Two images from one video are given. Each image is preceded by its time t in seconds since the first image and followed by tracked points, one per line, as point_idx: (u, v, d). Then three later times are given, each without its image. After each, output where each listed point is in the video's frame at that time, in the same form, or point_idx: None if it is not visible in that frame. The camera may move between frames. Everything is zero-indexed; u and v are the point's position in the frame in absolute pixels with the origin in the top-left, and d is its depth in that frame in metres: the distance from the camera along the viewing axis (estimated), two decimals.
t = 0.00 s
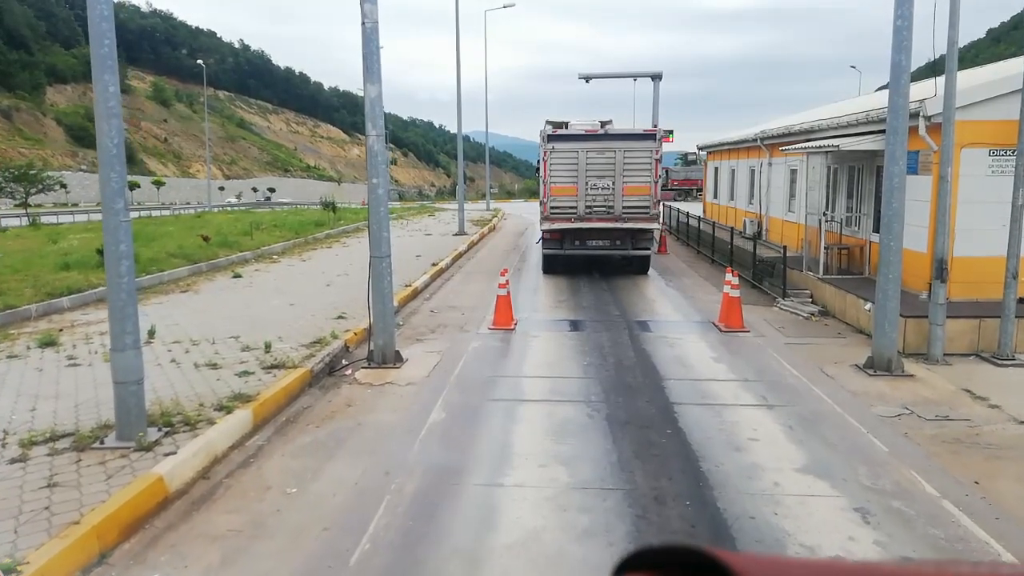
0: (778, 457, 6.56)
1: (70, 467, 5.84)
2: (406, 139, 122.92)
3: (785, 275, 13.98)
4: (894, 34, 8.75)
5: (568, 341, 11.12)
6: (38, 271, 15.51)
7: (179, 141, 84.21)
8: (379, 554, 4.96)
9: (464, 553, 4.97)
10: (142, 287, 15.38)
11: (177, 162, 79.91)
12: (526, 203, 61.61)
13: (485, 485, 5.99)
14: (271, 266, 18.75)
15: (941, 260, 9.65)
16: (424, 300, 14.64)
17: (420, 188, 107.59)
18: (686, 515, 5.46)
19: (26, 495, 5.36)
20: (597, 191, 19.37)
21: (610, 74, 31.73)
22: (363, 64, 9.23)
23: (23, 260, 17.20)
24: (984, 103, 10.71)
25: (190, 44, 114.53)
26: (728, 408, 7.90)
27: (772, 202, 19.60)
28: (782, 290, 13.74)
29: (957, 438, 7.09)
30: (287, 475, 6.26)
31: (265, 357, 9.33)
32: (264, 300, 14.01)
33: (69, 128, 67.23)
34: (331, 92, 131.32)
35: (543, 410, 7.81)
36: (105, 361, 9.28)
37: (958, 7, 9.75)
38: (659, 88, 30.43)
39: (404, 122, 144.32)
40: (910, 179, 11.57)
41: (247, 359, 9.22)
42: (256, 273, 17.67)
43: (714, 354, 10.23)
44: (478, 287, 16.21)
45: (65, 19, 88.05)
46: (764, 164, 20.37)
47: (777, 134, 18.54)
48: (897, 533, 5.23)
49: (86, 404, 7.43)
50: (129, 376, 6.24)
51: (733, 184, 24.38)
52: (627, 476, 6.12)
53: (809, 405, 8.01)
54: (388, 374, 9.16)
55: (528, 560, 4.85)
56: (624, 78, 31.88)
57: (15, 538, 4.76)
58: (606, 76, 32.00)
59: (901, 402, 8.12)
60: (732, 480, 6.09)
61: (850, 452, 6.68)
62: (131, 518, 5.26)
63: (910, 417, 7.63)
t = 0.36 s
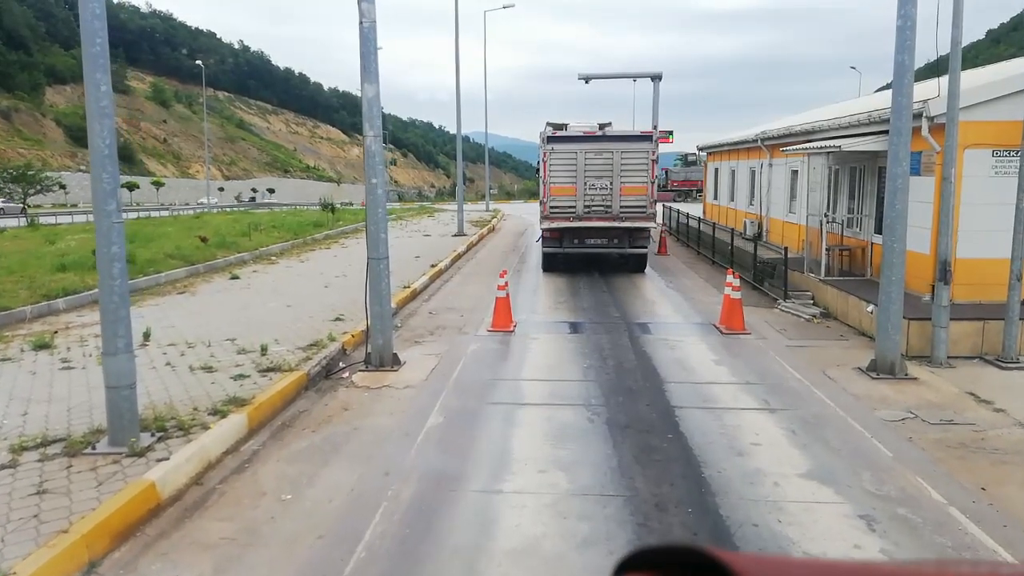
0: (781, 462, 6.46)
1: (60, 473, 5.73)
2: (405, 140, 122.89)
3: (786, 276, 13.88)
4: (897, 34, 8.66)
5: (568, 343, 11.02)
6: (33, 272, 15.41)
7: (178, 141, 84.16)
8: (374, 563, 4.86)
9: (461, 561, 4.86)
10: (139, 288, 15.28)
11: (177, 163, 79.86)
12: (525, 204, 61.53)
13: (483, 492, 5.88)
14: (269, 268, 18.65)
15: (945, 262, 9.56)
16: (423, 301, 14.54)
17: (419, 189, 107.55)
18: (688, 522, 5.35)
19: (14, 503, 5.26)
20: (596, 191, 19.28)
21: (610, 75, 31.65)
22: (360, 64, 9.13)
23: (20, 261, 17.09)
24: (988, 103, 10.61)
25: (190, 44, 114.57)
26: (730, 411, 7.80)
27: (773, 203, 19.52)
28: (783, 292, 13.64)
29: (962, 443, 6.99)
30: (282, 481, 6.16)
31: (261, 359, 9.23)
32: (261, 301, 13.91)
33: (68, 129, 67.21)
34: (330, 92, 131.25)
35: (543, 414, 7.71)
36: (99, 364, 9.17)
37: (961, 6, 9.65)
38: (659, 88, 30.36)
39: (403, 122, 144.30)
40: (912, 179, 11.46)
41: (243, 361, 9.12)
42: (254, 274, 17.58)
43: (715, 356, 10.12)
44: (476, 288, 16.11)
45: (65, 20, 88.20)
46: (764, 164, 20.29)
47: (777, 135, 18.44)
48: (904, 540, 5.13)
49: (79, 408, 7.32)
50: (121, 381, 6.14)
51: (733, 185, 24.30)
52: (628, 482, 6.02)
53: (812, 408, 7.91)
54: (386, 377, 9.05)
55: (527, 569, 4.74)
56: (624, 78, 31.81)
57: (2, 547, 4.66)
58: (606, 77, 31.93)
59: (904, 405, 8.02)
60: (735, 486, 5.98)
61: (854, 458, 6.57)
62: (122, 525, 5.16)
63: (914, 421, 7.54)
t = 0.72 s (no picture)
0: (786, 468, 6.33)
1: (49, 480, 5.60)
2: (405, 140, 122.78)
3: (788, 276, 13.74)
4: (903, 31, 8.53)
5: (568, 345, 10.89)
6: (29, 273, 15.26)
7: (178, 141, 84.05)
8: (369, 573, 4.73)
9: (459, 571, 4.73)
10: (135, 289, 15.14)
11: (177, 162, 79.75)
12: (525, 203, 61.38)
13: (482, 499, 5.76)
14: (267, 268, 18.51)
15: (950, 262, 9.43)
16: (422, 302, 14.42)
17: (419, 189, 107.39)
18: (692, 531, 5.22)
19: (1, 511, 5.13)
20: (594, 189, 19.19)
21: (610, 74, 31.52)
22: (358, 62, 9.01)
23: (16, 262, 16.96)
24: (995, 102, 10.47)
25: (190, 44, 114.48)
26: (733, 415, 7.67)
27: (774, 203, 19.39)
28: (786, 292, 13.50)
29: (971, 448, 6.86)
30: (277, 487, 6.03)
31: (256, 362, 9.09)
32: (258, 302, 13.78)
33: (68, 129, 67.15)
34: (330, 91, 131.09)
35: (543, 417, 7.58)
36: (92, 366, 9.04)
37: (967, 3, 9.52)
38: (659, 88, 30.25)
39: (403, 122, 144.26)
40: (917, 179, 11.33)
41: (239, 364, 8.99)
42: (252, 275, 17.43)
43: (718, 358, 10.00)
44: (476, 289, 15.97)
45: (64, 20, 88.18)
46: (766, 164, 20.16)
47: (779, 134, 18.31)
48: (913, 550, 5.00)
49: (70, 411, 7.19)
50: (112, 385, 6.00)
51: (734, 185, 24.19)
52: (630, 488, 5.89)
53: (817, 412, 7.78)
54: (384, 380, 8.91)
55: None
56: (624, 77, 31.69)
57: None
58: (606, 76, 31.80)
59: (911, 409, 7.89)
60: (740, 492, 5.86)
61: (861, 463, 6.44)
62: (111, 534, 5.03)
63: (921, 425, 7.41)
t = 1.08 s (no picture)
0: (792, 475, 6.19)
1: (35, 489, 5.46)
2: (405, 140, 122.68)
3: (791, 277, 13.60)
4: (909, 29, 8.39)
5: (568, 347, 10.75)
6: (24, 275, 15.09)
7: (178, 141, 83.90)
8: None
9: None
10: (130, 290, 14.99)
11: (177, 162, 79.61)
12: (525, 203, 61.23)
13: (479, 508, 5.61)
14: (265, 269, 18.36)
15: (956, 264, 9.27)
16: (420, 303, 14.28)
17: (419, 189, 107.28)
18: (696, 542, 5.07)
19: None
20: (593, 189, 19.14)
21: (610, 74, 31.40)
22: (354, 60, 8.86)
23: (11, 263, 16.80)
24: (1000, 101, 10.32)
25: (190, 44, 114.36)
26: (737, 419, 7.53)
27: (776, 203, 19.26)
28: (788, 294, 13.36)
29: (980, 454, 6.71)
30: (269, 495, 5.88)
31: (252, 365, 8.95)
32: (256, 304, 13.66)
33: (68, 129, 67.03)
34: (330, 91, 130.96)
35: (542, 422, 7.43)
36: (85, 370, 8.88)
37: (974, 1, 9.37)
38: (659, 88, 30.13)
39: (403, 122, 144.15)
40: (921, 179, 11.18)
41: (234, 367, 8.84)
42: (250, 276, 17.30)
43: (720, 361, 9.85)
44: (475, 290, 15.84)
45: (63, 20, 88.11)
46: (768, 164, 20.02)
47: (781, 134, 18.17)
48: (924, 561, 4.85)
49: (60, 417, 7.04)
50: (101, 391, 5.86)
51: (735, 185, 24.03)
52: (632, 497, 5.75)
53: (821, 416, 7.63)
54: (381, 383, 8.75)
55: None
56: (624, 77, 31.57)
57: None
58: (606, 76, 31.67)
59: (917, 413, 7.75)
60: (744, 501, 5.71)
61: (868, 470, 6.30)
62: (99, 544, 4.90)
63: (928, 430, 7.27)
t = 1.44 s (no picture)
0: (799, 484, 5.99)
1: (15, 502, 5.26)
2: (404, 140, 122.52)
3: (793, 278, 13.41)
4: (917, 24, 8.20)
5: (568, 350, 10.56)
6: (16, 277, 14.87)
7: (178, 141, 83.68)
8: None
9: None
10: (124, 292, 14.78)
11: (175, 162, 79.42)
12: (525, 203, 60.98)
13: (476, 520, 5.41)
14: (261, 271, 18.14)
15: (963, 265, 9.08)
16: (418, 305, 14.09)
17: (419, 189, 107.10)
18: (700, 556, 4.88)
19: None
20: (592, 188, 18.98)
21: (610, 73, 31.19)
22: (349, 57, 8.66)
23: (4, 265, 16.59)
24: (1007, 99, 10.13)
25: (189, 45, 114.21)
26: (741, 426, 7.33)
27: (777, 203, 19.07)
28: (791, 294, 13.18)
29: (991, 461, 6.52)
30: (259, 507, 5.68)
31: (244, 370, 8.75)
32: (251, 306, 13.46)
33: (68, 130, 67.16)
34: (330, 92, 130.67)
35: (542, 429, 7.24)
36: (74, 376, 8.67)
37: None
38: (659, 87, 29.95)
39: (403, 122, 144.07)
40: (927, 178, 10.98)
41: (226, 372, 8.65)
42: (246, 278, 17.10)
43: (723, 364, 9.65)
44: (474, 292, 15.63)
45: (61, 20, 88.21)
46: (769, 163, 19.83)
47: (782, 133, 17.98)
48: None
49: (45, 425, 6.84)
50: (85, 399, 5.67)
51: (736, 184, 23.84)
52: (634, 508, 5.55)
53: (828, 422, 7.43)
54: (377, 389, 8.53)
55: None
56: (624, 76, 31.36)
57: None
58: (606, 75, 31.46)
59: (926, 419, 7.55)
60: (751, 512, 5.52)
61: (877, 479, 6.10)
62: (80, 561, 4.70)
63: (938, 437, 7.08)
